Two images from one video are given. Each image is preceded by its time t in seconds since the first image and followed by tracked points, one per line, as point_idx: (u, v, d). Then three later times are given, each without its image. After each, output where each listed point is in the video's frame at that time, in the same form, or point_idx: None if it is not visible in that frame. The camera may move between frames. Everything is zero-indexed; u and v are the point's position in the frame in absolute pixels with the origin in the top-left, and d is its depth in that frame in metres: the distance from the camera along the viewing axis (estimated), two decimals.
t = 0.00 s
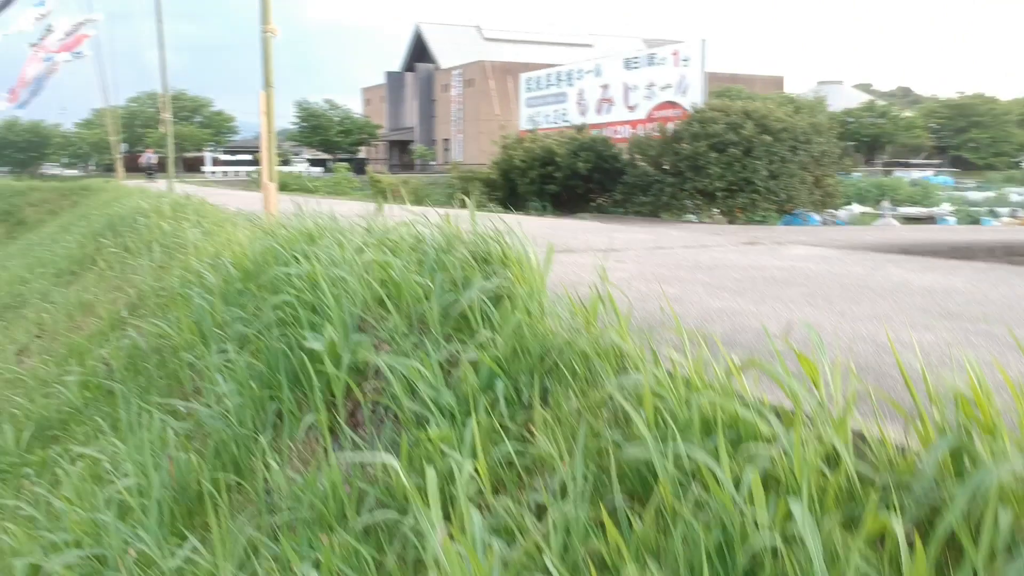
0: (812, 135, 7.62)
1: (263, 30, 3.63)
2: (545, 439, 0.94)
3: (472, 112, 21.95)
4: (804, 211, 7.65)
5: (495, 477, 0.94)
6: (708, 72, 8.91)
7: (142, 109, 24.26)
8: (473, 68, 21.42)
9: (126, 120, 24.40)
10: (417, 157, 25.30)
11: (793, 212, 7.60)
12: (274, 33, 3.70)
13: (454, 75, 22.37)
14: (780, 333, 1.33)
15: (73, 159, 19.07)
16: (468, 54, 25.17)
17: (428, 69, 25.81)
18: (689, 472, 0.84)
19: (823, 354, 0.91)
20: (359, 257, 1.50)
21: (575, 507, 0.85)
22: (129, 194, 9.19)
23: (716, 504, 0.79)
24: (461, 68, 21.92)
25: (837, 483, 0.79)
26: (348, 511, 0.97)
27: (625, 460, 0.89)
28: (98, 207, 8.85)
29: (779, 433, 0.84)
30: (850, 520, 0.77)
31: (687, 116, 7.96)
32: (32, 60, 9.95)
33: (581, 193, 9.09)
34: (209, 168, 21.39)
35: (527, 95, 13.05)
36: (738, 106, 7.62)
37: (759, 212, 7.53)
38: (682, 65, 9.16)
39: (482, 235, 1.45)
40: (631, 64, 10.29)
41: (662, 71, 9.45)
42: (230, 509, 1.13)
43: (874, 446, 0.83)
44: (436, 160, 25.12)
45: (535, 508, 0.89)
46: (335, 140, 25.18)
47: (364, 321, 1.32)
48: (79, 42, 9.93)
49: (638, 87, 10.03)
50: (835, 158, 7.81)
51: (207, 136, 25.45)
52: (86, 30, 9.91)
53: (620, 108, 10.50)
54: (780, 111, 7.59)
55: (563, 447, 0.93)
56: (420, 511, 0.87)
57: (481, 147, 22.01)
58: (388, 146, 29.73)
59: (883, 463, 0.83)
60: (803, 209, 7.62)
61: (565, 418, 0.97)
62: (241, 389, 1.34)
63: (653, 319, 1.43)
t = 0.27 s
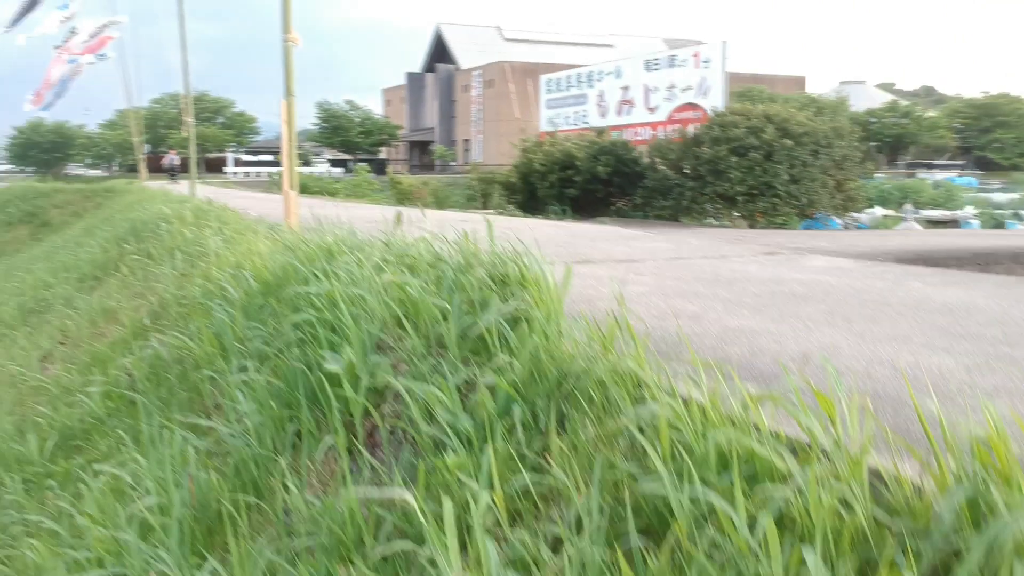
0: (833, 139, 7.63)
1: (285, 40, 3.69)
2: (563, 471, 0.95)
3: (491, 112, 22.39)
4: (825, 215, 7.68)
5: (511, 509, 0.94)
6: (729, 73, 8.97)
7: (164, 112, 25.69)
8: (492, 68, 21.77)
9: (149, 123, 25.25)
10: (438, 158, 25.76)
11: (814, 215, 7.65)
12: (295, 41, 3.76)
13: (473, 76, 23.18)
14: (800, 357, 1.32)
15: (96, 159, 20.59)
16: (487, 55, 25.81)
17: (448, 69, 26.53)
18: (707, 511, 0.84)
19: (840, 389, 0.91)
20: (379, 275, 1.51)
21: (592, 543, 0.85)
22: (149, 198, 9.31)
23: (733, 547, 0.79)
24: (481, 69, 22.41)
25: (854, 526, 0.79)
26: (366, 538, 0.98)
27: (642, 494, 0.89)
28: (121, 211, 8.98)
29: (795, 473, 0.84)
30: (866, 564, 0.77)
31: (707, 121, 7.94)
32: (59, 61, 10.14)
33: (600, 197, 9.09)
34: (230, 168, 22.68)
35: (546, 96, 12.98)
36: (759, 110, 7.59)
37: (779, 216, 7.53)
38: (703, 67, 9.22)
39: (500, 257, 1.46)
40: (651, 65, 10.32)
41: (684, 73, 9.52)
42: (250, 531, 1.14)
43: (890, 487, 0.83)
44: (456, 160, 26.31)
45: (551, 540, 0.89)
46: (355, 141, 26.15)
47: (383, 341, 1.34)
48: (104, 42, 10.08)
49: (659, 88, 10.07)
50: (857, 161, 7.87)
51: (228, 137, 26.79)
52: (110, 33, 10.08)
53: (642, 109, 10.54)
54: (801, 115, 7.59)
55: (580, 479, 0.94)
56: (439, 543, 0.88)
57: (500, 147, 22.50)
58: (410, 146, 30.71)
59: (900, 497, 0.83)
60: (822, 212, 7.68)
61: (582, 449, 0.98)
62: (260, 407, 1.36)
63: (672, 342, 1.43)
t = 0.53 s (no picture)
0: (855, 143, 7.58)
1: (306, 49, 3.76)
2: (581, 504, 0.96)
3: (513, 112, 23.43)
4: (846, 219, 7.66)
5: (528, 540, 0.95)
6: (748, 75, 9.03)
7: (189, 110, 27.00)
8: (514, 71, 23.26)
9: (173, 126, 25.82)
10: (458, 160, 28.03)
11: (836, 220, 7.63)
12: (316, 51, 3.81)
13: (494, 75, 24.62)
14: (817, 380, 1.33)
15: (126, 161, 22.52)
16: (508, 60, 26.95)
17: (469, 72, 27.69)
18: (723, 548, 0.85)
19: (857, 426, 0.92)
20: (397, 295, 1.53)
21: None
22: (172, 201, 9.44)
23: None
24: (502, 70, 23.84)
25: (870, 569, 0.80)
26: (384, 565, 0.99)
27: (659, 529, 0.90)
28: (144, 215, 9.10)
29: (812, 512, 0.85)
30: None
31: (727, 124, 7.92)
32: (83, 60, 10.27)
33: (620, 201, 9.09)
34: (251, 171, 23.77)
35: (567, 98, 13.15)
36: (780, 114, 7.57)
37: (800, 221, 7.51)
38: (723, 69, 9.28)
39: (518, 278, 1.47)
40: (672, 67, 10.36)
41: (704, 75, 9.57)
42: (270, 551, 1.16)
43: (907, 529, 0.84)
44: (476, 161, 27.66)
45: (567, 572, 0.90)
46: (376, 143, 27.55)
47: (401, 360, 1.35)
48: (124, 43, 10.15)
49: (679, 90, 10.10)
50: (880, 166, 7.80)
51: (249, 138, 28.23)
52: (133, 34, 10.20)
53: (661, 111, 10.59)
54: (822, 119, 7.58)
55: (595, 511, 0.94)
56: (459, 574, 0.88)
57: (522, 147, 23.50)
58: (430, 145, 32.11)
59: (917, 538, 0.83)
60: (845, 216, 7.66)
61: (599, 481, 0.99)
62: (281, 426, 1.37)
63: (689, 363, 1.44)
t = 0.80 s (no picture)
0: (878, 147, 7.48)
1: (329, 59, 3.79)
2: (599, 535, 0.96)
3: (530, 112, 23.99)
4: (870, 222, 7.58)
5: (547, 570, 0.96)
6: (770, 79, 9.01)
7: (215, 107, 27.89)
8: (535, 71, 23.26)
9: (198, 128, 26.26)
10: (479, 159, 28.52)
11: (859, 224, 7.55)
12: (339, 59, 3.83)
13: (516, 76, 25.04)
14: (837, 405, 1.32)
15: (146, 160, 23.72)
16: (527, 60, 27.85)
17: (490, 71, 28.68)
18: None
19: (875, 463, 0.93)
20: (417, 313, 1.54)
21: None
22: (195, 204, 9.54)
23: None
24: (523, 71, 24.14)
25: None
26: None
27: (676, 563, 0.90)
28: (168, 219, 9.19)
29: (828, 548, 0.86)
30: None
31: (750, 128, 7.97)
32: (108, 61, 10.41)
33: (642, 204, 9.26)
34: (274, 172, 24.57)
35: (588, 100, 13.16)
36: (803, 118, 7.61)
37: (823, 225, 7.46)
38: (746, 71, 9.26)
39: (537, 298, 1.49)
40: (695, 68, 10.35)
41: (726, 77, 9.55)
42: None
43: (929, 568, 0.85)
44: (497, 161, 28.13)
45: None
46: (398, 143, 28.17)
47: (421, 380, 1.36)
48: (149, 46, 10.30)
49: (702, 92, 10.09)
50: (905, 169, 7.64)
51: (272, 140, 28.51)
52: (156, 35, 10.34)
53: (682, 113, 10.58)
54: (846, 123, 7.54)
55: (611, 541, 0.95)
56: None
57: (536, 147, 24.09)
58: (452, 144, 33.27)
59: None
60: (868, 220, 7.55)
61: (618, 514, 0.99)
62: (301, 443, 1.38)
63: (709, 387, 1.44)
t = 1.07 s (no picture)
0: (900, 151, 7.75)
1: (348, 68, 3.81)
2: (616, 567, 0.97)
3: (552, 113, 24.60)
4: (892, 225, 7.86)
5: None
6: (793, 80, 9.02)
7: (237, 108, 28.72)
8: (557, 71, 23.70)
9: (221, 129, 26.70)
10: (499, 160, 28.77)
11: (881, 228, 7.80)
12: (360, 68, 3.87)
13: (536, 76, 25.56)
14: (856, 429, 1.33)
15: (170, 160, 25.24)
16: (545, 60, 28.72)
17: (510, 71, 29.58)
18: None
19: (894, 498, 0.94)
20: (436, 332, 1.56)
21: None
22: (218, 209, 9.64)
23: None
24: (544, 72, 24.72)
25: None
26: None
27: None
28: (191, 222, 9.30)
29: None
30: None
31: (772, 132, 8.20)
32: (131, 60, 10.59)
33: (662, 208, 9.63)
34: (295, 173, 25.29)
35: (608, 102, 13.16)
36: (825, 122, 7.80)
37: (845, 228, 7.78)
38: (768, 73, 9.28)
39: (555, 319, 1.50)
40: (716, 70, 10.36)
41: (748, 79, 9.57)
42: None
43: None
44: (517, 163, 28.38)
45: None
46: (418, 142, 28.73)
47: (439, 401, 1.37)
48: (172, 46, 10.45)
49: (723, 94, 10.09)
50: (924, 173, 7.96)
51: (293, 141, 28.85)
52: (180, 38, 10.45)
53: (703, 115, 10.56)
54: (867, 127, 7.76)
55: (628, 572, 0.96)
56: None
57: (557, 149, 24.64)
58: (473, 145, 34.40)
59: None
60: (890, 224, 7.83)
61: (634, 545, 1.00)
62: (321, 462, 1.40)
63: (725, 410, 1.44)
